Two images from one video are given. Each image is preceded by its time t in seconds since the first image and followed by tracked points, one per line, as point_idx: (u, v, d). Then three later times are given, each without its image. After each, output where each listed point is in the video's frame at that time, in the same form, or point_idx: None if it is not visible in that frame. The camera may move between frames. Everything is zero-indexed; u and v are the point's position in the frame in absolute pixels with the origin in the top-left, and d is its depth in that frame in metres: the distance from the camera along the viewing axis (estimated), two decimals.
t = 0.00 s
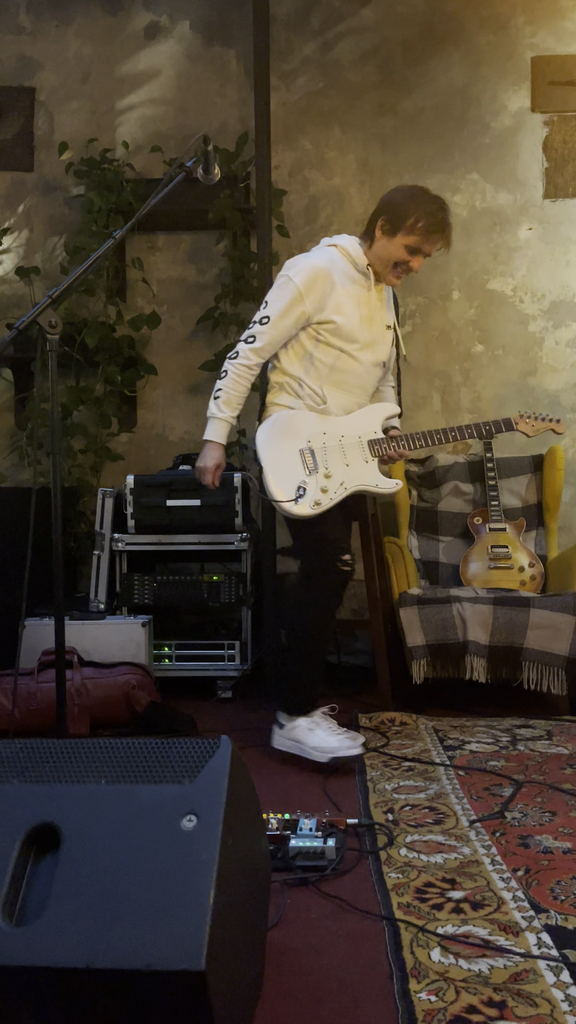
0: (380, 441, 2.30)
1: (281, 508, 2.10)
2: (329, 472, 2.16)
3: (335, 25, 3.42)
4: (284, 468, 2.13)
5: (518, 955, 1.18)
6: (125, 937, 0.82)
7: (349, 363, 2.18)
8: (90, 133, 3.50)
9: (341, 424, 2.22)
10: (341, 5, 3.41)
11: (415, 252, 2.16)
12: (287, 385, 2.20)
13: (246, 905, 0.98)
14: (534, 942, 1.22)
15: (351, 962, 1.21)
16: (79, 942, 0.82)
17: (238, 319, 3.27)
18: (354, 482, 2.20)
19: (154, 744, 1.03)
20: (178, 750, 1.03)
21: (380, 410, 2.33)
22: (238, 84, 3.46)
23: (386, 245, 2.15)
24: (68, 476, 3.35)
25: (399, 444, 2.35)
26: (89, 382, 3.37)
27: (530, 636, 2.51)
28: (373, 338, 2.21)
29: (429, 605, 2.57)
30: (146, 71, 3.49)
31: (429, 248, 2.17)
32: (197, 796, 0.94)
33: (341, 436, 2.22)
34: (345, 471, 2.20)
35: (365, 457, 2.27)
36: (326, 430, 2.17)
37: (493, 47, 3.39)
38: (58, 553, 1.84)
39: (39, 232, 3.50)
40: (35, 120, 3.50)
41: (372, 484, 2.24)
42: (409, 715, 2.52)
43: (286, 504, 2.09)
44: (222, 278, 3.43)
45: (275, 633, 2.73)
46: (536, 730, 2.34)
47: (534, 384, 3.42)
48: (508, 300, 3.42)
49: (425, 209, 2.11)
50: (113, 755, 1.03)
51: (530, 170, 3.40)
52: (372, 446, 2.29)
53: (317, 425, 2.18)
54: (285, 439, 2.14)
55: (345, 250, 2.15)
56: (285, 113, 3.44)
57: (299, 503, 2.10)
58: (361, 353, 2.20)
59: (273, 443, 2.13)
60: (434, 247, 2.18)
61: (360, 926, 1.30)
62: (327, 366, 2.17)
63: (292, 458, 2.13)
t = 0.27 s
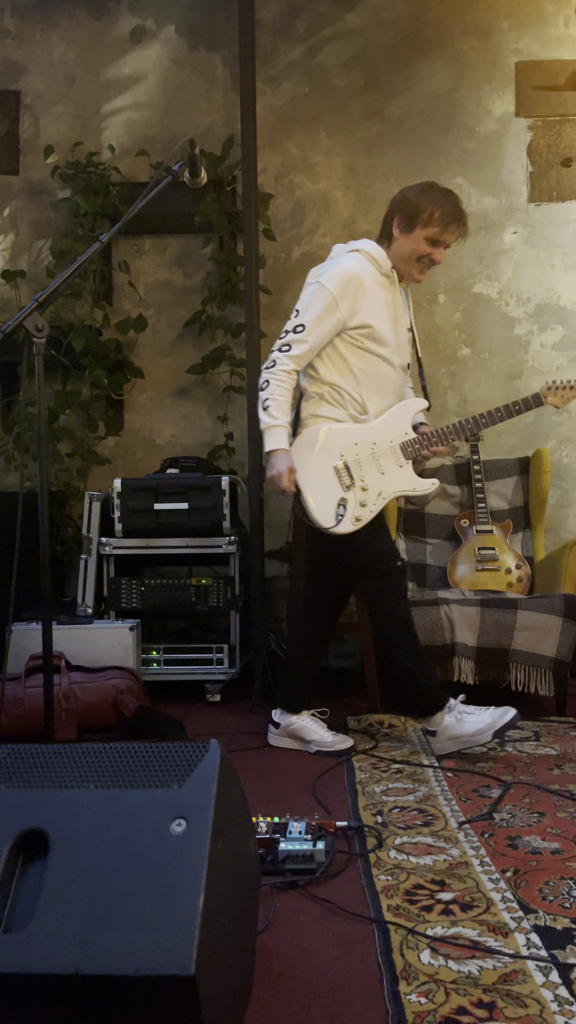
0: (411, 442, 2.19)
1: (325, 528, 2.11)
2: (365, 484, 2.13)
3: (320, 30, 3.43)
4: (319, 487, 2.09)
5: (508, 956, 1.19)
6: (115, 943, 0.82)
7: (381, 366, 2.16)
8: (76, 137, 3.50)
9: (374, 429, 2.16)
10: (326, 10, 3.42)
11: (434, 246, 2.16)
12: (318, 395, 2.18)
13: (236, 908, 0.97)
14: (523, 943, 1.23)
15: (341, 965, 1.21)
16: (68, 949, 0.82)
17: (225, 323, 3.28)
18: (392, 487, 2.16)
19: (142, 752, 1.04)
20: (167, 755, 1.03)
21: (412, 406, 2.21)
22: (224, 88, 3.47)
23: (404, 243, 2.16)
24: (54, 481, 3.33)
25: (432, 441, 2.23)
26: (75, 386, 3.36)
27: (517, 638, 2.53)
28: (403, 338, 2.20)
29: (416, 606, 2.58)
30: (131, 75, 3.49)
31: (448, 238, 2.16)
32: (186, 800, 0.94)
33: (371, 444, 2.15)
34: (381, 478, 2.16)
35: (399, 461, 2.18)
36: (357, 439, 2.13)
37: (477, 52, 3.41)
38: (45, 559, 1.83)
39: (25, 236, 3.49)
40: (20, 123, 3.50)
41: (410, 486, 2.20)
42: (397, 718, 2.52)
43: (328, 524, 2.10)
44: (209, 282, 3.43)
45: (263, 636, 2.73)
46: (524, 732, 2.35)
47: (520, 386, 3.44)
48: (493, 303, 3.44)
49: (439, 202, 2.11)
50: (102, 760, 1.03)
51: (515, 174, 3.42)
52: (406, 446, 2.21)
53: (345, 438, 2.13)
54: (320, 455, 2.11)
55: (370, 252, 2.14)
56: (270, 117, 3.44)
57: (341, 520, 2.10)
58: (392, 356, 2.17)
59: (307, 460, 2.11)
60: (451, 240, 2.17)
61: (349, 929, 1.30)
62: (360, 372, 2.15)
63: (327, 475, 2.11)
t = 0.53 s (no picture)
0: (451, 432, 2.16)
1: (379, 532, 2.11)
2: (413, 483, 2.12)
3: (294, 38, 3.45)
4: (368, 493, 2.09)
5: (486, 960, 1.19)
6: (93, 953, 0.81)
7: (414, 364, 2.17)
8: (50, 143, 3.49)
9: (414, 426, 2.13)
10: (300, 19, 3.44)
11: (443, 222, 2.15)
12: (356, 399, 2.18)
13: (215, 915, 0.97)
14: (501, 946, 1.23)
15: (320, 971, 1.21)
16: (44, 961, 0.81)
17: (201, 329, 3.27)
18: (439, 481, 2.15)
19: (119, 758, 1.03)
20: (143, 762, 1.02)
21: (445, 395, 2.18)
22: (199, 95, 3.47)
23: (417, 228, 2.16)
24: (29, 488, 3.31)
25: (471, 427, 2.18)
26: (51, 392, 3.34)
27: (494, 641, 2.55)
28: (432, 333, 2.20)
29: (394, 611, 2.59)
30: (106, 81, 3.48)
31: (457, 212, 2.15)
32: (163, 808, 0.93)
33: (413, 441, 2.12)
34: (428, 474, 2.14)
35: (442, 453, 2.16)
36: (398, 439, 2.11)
37: (449, 62, 3.44)
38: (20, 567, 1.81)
39: None
40: None
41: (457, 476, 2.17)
42: (375, 722, 2.53)
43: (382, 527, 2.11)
44: (185, 288, 3.42)
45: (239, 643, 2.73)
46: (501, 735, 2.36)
47: (495, 392, 3.47)
48: (468, 310, 3.47)
49: (437, 180, 2.11)
50: (77, 769, 1.02)
51: (488, 182, 3.46)
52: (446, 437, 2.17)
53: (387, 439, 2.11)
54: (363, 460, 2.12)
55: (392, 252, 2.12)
56: (245, 125, 3.46)
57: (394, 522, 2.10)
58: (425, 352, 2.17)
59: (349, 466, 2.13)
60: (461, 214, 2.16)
61: (327, 935, 1.30)
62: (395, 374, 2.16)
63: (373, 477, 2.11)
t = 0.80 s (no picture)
0: (431, 441, 2.11)
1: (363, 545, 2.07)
2: (393, 493, 2.08)
3: (236, 56, 3.47)
4: (348, 507, 2.08)
5: (424, 973, 1.20)
6: (22, 982, 0.79)
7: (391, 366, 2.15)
8: None
9: (390, 436, 2.10)
10: (242, 37, 3.48)
11: (389, 217, 2.12)
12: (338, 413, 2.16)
13: (151, 943, 0.96)
14: (439, 958, 1.24)
15: (260, 992, 1.20)
16: None
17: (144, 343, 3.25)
18: (420, 490, 2.10)
19: (53, 787, 1.01)
20: (78, 790, 1.01)
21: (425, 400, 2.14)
22: (141, 110, 3.47)
23: (370, 230, 2.14)
24: None
25: (452, 433, 2.12)
26: None
27: (435, 653, 2.58)
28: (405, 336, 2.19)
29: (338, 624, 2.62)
30: (46, 94, 3.46)
31: (404, 204, 2.13)
32: (96, 833, 0.92)
33: (390, 451, 2.09)
34: (408, 484, 2.10)
35: (422, 463, 2.11)
36: (375, 450, 2.10)
37: (388, 83, 3.51)
38: None
39: None
40: None
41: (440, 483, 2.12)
42: (320, 736, 2.54)
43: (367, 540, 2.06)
44: (128, 302, 3.40)
45: (184, 660, 2.71)
46: (444, 746, 2.39)
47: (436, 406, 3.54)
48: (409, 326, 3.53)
49: (367, 183, 2.10)
50: (9, 799, 1.00)
51: (427, 201, 3.53)
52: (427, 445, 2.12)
53: (364, 450, 2.09)
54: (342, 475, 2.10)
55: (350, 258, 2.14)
56: (188, 140, 3.46)
57: (378, 533, 2.06)
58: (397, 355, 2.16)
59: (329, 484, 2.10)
60: (408, 205, 2.13)
61: (268, 954, 1.29)
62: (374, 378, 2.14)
63: (353, 491, 2.09)
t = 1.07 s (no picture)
0: (389, 454, 2.07)
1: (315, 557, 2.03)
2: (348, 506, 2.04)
3: (188, 72, 3.49)
4: (302, 519, 2.05)
5: (369, 988, 1.21)
6: None
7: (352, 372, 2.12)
8: None
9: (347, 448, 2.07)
10: (194, 54, 3.50)
11: (336, 221, 2.10)
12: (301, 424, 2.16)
13: (92, 962, 0.95)
14: (384, 973, 1.25)
15: (204, 1012, 1.19)
16: None
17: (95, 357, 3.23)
18: (377, 502, 2.05)
19: None
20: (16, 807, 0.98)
21: (386, 414, 2.11)
22: (92, 124, 3.46)
23: (323, 239, 2.13)
24: None
25: (412, 447, 2.08)
26: None
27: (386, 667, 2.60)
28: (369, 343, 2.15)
29: (290, 640, 2.61)
30: None
31: (350, 207, 2.12)
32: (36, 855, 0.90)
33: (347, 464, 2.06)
34: (364, 496, 2.05)
35: (380, 476, 2.06)
36: (332, 462, 2.06)
37: (339, 104, 3.57)
38: None
39: None
40: None
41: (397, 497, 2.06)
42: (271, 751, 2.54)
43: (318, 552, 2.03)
44: (79, 315, 3.38)
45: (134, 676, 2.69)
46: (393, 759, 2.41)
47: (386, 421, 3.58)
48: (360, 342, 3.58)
49: (310, 196, 2.12)
50: None
51: (378, 220, 3.58)
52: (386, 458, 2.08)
53: (321, 463, 2.07)
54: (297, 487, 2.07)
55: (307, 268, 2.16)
56: (140, 154, 3.46)
57: (330, 545, 2.03)
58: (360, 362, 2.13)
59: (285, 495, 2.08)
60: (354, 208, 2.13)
61: (214, 973, 1.29)
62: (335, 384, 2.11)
63: (307, 503, 2.06)
